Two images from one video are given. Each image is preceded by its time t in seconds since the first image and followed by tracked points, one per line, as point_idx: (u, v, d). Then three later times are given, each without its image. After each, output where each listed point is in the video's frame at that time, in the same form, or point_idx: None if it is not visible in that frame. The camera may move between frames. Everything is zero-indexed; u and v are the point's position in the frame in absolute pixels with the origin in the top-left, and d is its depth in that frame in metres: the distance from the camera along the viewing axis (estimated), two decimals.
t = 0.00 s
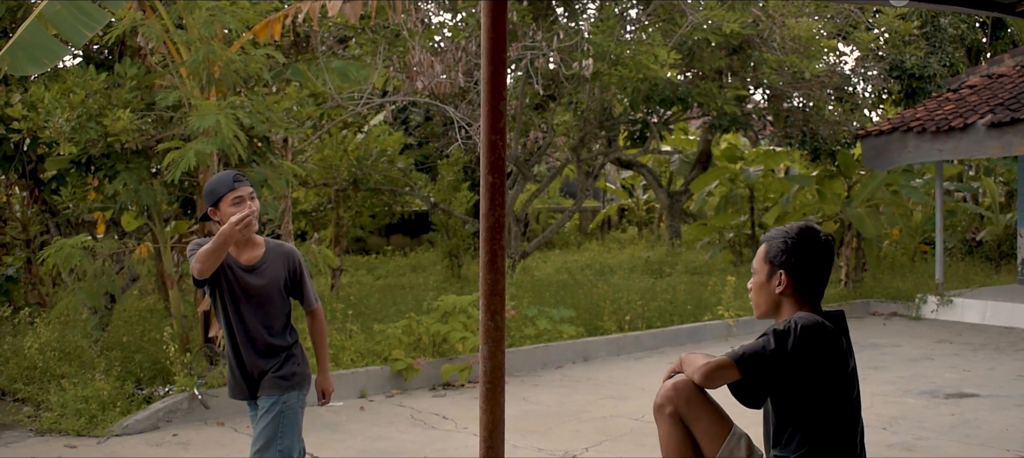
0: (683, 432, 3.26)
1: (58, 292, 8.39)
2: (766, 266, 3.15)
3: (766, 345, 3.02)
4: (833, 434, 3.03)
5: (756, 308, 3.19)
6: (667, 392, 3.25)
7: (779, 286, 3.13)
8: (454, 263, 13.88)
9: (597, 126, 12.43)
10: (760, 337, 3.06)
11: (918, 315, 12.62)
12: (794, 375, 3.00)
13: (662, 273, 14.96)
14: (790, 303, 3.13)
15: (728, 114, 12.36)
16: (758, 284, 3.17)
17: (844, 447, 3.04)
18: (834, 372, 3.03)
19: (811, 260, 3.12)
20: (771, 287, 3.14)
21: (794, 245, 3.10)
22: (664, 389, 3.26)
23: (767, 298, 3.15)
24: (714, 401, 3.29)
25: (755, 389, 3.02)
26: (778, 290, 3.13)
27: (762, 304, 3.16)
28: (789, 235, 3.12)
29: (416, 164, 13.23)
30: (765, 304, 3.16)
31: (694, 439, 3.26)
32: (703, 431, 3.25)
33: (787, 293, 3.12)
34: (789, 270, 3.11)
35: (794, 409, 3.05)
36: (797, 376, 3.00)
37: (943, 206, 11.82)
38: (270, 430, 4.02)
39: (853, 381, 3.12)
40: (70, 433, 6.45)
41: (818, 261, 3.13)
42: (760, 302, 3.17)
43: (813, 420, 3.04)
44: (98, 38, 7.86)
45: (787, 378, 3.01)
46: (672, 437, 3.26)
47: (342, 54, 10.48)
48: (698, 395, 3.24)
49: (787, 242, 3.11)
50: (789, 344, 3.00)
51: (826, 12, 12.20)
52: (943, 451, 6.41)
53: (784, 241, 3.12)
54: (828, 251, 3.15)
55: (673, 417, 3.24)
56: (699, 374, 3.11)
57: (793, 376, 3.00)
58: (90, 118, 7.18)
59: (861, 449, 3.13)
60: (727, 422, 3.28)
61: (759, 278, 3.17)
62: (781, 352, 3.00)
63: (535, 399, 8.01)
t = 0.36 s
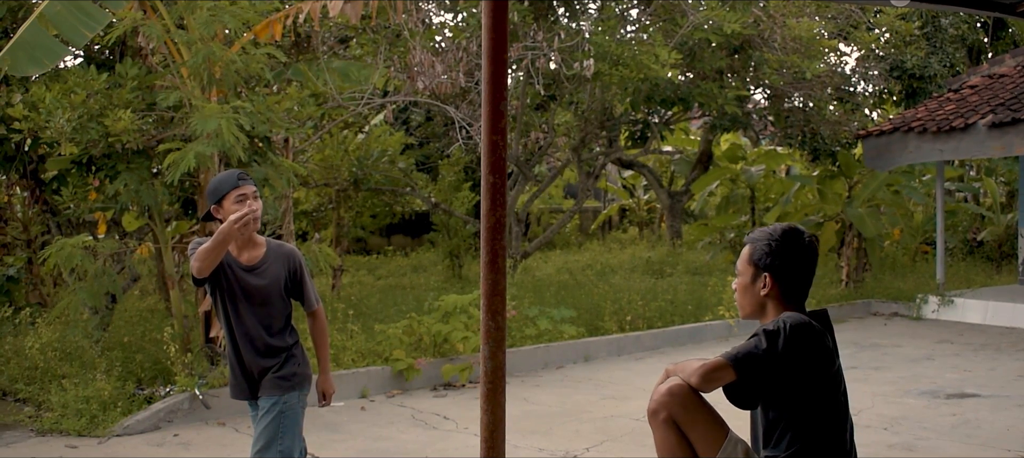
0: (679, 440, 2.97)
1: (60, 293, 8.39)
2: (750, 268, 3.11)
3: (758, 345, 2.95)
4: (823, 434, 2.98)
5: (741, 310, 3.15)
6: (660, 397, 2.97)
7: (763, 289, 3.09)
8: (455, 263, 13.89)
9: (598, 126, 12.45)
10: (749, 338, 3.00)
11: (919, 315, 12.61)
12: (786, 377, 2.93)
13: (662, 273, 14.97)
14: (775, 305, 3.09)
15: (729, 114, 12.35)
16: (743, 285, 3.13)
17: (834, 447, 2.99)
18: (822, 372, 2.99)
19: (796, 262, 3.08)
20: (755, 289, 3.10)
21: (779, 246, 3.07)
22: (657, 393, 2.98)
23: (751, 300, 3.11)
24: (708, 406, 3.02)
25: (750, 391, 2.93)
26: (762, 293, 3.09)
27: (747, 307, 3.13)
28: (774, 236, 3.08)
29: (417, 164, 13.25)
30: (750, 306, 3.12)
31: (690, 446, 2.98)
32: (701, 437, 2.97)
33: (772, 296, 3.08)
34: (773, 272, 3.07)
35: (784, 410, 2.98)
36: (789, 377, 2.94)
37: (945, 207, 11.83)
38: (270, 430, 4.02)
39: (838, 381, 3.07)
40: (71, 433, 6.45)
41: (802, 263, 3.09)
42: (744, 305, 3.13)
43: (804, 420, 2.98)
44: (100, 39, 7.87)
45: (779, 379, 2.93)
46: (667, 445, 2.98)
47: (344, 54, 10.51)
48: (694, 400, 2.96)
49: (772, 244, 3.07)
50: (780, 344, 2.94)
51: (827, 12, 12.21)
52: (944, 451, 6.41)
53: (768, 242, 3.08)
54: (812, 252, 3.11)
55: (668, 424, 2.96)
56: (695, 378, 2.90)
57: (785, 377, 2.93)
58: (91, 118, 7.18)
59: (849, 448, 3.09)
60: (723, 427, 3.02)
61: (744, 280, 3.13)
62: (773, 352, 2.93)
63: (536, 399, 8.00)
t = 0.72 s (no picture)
0: (685, 442, 2.98)
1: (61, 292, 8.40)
2: (750, 269, 3.11)
3: (762, 341, 2.92)
4: (827, 434, 2.99)
5: (742, 312, 3.15)
6: (666, 399, 2.96)
7: (765, 288, 3.08)
8: (455, 263, 13.90)
9: (598, 126, 12.46)
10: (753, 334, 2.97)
11: (920, 315, 12.56)
12: (789, 373, 2.92)
13: (663, 272, 14.97)
14: (776, 304, 3.08)
15: (730, 114, 12.32)
16: (744, 287, 3.12)
17: (838, 448, 3.01)
18: (826, 372, 2.98)
19: (795, 261, 3.08)
20: (757, 289, 3.09)
21: (778, 245, 3.07)
22: (665, 395, 2.97)
23: (754, 301, 3.11)
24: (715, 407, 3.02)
25: (753, 387, 2.90)
26: (764, 293, 3.09)
27: (748, 308, 3.12)
28: (773, 236, 3.09)
29: (417, 164, 13.26)
30: (752, 308, 3.11)
31: (696, 448, 2.99)
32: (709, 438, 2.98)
33: (773, 295, 3.08)
34: (773, 272, 3.07)
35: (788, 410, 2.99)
36: (791, 373, 2.92)
37: (946, 207, 11.83)
38: (271, 431, 4.02)
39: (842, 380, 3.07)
40: (72, 433, 6.46)
41: (801, 262, 3.09)
42: (745, 305, 3.13)
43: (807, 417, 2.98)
44: (101, 39, 7.87)
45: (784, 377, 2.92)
46: (673, 446, 2.98)
47: (344, 54, 10.53)
48: (702, 402, 2.96)
49: (772, 243, 3.07)
50: (784, 341, 2.92)
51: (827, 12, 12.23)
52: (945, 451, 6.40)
53: (767, 242, 3.08)
54: (811, 251, 3.12)
55: (675, 426, 2.96)
56: (702, 372, 2.87)
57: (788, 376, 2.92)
58: (92, 118, 7.18)
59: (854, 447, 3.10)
60: (730, 428, 3.02)
61: (745, 281, 3.12)
62: (778, 348, 2.91)
63: (536, 398, 8.00)
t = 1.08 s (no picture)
0: (687, 443, 3.12)
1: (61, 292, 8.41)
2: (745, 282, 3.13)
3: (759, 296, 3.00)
4: (828, 415, 3.01)
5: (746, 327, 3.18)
6: (668, 399, 3.11)
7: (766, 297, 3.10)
8: (456, 264, 13.91)
9: (599, 126, 12.46)
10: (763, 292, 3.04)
11: (920, 316, 12.54)
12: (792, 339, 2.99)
13: (664, 273, 14.98)
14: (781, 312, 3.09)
15: (732, 115, 12.28)
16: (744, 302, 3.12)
17: (837, 435, 3.02)
18: (828, 353, 3.03)
19: (784, 263, 3.13)
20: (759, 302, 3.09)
21: (764, 252, 3.12)
22: (665, 398, 3.12)
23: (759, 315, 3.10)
24: (716, 408, 3.17)
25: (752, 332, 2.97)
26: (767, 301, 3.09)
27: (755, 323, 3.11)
28: (756, 243, 3.13)
29: (418, 164, 13.26)
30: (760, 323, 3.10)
31: (698, 448, 3.13)
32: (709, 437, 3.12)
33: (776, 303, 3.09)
34: (768, 277, 3.10)
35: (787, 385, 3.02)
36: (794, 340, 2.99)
37: (946, 207, 11.82)
38: (264, 434, 4.02)
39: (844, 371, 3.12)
40: (72, 433, 6.46)
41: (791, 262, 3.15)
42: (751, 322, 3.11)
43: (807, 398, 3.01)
44: (102, 39, 7.86)
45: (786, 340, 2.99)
46: (676, 448, 3.12)
47: (345, 55, 10.52)
48: (700, 402, 3.11)
49: (757, 251, 3.12)
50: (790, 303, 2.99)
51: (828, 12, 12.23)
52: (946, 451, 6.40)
53: (753, 250, 3.12)
54: (796, 251, 3.17)
55: (677, 426, 3.10)
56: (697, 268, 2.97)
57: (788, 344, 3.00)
58: (93, 118, 7.19)
59: (853, 444, 3.11)
60: (732, 429, 3.15)
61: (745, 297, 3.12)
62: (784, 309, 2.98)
63: (537, 399, 8.01)
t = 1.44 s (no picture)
0: (686, 442, 3.12)
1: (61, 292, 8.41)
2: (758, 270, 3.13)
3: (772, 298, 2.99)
4: (828, 411, 3.02)
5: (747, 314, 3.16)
6: (666, 399, 3.11)
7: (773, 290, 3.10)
8: (457, 264, 13.92)
9: (600, 126, 12.46)
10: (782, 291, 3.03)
11: (921, 316, 12.55)
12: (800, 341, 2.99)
13: (664, 273, 14.99)
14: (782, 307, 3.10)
15: (732, 115, 12.29)
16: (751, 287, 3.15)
17: (835, 437, 3.03)
18: (827, 350, 3.03)
19: (801, 264, 3.11)
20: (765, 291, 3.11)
21: (784, 248, 3.09)
22: (664, 398, 3.12)
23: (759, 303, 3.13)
24: (714, 406, 3.16)
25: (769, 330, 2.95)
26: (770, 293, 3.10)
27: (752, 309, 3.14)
28: (778, 237, 3.11)
29: (419, 164, 13.27)
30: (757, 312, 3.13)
31: (697, 447, 3.13)
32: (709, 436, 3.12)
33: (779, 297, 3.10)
34: (780, 273, 3.09)
35: (787, 381, 3.03)
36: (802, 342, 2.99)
37: (947, 207, 11.81)
38: (265, 429, 4.00)
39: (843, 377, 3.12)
40: (73, 433, 6.46)
41: (810, 263, 3.13)
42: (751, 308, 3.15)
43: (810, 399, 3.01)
44: (103, 39, 7.86)
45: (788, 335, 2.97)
46: (676, 447, 3.12)
47: (346, 55, 10.51)
48: (698, 401, 3.11)
49: (777, 245, 3.10)
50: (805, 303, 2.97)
51: (829, 12, 12.22)
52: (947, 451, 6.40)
53: (774, 243, 3.10)
54: (818, 255, 3.15)
55: (676, 426, 3.10)
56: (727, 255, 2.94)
57: (790, 340, 2.98)
58: (94, 118, 7.19)
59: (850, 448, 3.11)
60: (730, 427, 3.14)
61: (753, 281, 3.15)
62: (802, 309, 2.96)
63: (538, 399, 8.01)
